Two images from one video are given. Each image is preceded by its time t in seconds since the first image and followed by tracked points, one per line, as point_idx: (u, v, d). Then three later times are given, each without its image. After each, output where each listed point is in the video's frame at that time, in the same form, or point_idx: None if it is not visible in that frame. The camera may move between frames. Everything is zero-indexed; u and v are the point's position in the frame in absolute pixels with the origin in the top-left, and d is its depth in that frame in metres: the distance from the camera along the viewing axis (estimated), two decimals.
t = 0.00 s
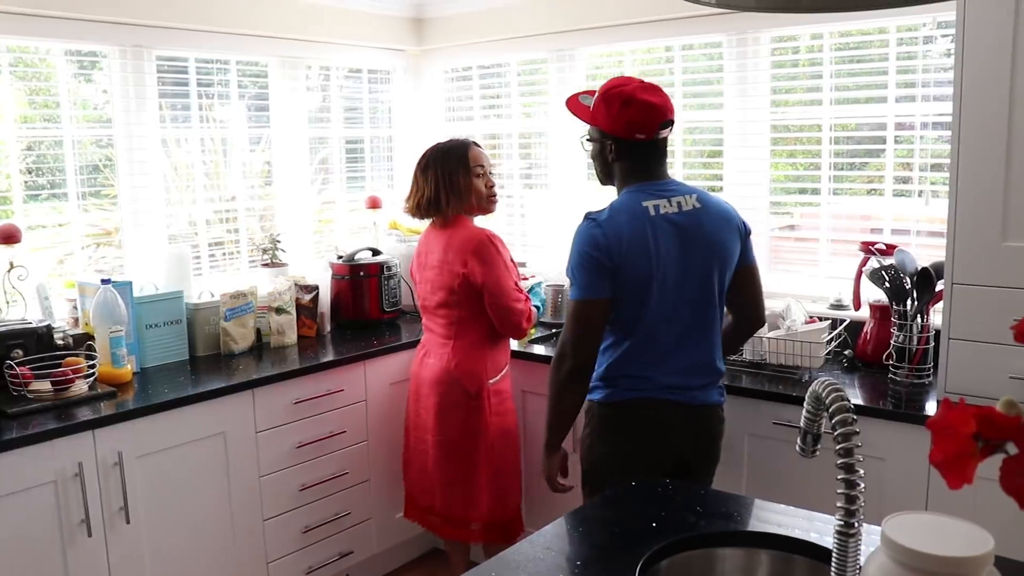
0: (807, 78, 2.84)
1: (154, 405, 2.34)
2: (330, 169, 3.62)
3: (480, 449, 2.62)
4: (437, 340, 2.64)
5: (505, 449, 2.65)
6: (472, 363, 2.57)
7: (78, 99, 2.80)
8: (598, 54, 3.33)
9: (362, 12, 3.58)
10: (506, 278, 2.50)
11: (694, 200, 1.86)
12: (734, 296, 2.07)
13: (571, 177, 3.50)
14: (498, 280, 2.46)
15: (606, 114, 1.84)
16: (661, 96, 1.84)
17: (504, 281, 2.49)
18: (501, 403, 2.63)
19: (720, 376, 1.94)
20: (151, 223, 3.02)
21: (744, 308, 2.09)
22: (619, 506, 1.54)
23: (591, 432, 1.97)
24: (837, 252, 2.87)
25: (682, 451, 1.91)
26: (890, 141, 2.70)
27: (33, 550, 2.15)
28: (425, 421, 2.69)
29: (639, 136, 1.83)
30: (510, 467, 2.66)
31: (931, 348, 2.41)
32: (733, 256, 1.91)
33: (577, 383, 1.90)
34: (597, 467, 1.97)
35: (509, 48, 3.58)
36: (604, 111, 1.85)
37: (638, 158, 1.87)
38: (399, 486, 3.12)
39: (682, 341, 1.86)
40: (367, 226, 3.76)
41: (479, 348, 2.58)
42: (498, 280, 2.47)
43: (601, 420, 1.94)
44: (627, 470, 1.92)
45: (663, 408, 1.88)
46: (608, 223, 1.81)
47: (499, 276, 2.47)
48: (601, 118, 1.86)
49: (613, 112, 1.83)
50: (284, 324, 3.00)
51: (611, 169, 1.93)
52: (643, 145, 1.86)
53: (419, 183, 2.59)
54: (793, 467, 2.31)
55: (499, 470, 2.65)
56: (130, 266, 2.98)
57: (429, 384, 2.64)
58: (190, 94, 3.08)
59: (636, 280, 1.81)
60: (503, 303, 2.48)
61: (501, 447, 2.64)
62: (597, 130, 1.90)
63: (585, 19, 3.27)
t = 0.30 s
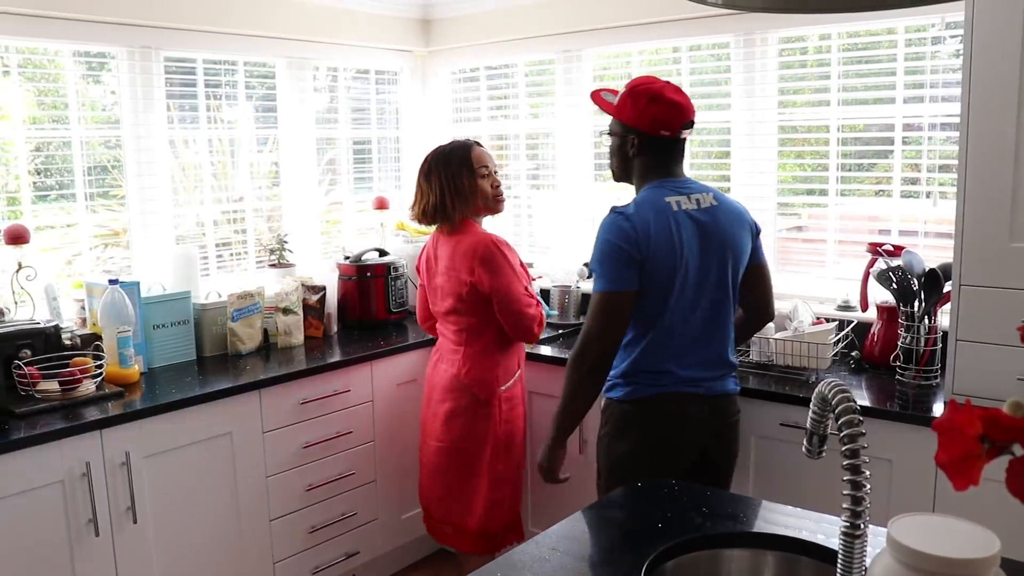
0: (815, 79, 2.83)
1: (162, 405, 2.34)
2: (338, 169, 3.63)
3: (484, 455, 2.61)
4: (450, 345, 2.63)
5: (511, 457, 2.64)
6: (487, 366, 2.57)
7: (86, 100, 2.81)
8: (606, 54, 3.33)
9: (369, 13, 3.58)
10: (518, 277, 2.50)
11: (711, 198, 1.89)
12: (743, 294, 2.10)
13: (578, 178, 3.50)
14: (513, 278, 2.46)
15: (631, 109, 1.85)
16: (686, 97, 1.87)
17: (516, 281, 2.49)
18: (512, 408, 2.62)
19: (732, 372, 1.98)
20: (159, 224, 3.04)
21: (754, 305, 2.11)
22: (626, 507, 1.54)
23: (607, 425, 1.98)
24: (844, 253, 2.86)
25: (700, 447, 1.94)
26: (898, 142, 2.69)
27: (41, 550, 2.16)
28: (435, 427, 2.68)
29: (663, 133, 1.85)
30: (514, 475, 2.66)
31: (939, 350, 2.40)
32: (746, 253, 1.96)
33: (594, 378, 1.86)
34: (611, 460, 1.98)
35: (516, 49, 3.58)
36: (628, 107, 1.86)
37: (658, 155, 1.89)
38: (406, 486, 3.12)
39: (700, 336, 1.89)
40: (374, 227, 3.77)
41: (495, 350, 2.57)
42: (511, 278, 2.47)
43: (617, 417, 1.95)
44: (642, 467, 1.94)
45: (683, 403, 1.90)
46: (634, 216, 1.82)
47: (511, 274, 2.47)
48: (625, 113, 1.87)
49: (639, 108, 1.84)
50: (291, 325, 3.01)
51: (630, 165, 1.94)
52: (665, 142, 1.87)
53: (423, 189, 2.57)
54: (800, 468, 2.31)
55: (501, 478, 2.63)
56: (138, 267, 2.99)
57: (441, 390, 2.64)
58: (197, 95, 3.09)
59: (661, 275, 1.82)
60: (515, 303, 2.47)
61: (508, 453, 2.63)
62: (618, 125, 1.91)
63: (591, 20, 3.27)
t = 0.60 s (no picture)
0: (817, 78, 2.83)
1: (164, 406, 2.35)
2: (339, 170, 3.63)
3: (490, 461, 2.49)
4: (455, 348, 2.51)
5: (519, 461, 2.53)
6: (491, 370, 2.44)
7: (88, 102, 2.81)
8: (607, 54, 3.32)
9: (370, 14, 3.58)
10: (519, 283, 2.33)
11: (731, 194, 1.94)
12: (761, 293, 2.12)
13: (579, 178, 3.49)
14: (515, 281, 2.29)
15: (660, 104, 1.89)
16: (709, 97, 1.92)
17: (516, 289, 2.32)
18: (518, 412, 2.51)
19: (750, 369, 2.00)
20: (161, 225, 3.04)
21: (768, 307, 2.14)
22: (627, 506, 1.54)
23: (630, 414, 1.98)
24: (845, 252, 2.86)
25: (726, 442, 1.97)
26: (899, 140, 2.69)
27: (44, 551, 2.16)
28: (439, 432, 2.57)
29: (690, 128, 1.89)
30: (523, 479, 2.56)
31: (941, 348, 2.40)
32: (761, 250, 2.01)
33: (627, 368, 1.86)
34: (630, 449, 1.99)
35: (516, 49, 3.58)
36: (657, 103, 1.89)
37: (684, 150, 1.92)
38: (408, 487, 3.12)
39: (725, 327, 1.92)
40: (376, 227, 3.77)
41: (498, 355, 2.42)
42: (514, 284, 2.30)
43: (640, 414, 1.96)
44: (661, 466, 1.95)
45: (713, 396, 1.92)
46: (665, 205, 1.84)
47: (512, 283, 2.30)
48: (653, 109, 1.90)
49: (668, 104, 1.88)
50: (293, 326, 3.01)
51: (655, 163, 1.97)
52: (692, 138, 1.91)
53: (435, 196, 2.41)
54: (802, 466, 2.31)
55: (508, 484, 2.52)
56: (139, 268, 2.99)
57: (444, 394, 2.52)
58: (199, 97, 3.09)
59: (690, 265, 1.84)
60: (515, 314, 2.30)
61: (516, 459, 2.53)
62: (645, 122, 1.94)
63: (592, 19, 3.27)
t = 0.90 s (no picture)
0: (817, 75, 2.83)
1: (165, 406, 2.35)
2: (340, 171, 3.63)
3: (484, 476, 2.18)
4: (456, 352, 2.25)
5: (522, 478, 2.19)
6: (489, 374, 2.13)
7: (88, 104, 2.82)
8: (607, 53, 3.32)
9: (369, 14, 3.58)
10: (500, 292, 1.99)
11: (748, 193, 1.96)
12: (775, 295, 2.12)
13: (579, 176, 3.49)
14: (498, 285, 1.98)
15: (685, 104, 1.89)
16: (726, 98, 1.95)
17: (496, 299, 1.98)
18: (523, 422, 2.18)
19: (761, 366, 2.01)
20: (161, 227, 3.04)
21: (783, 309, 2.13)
22: (628, 504, 1.53)
23: (643, 410, 1.99)
24: (845, 249, 2.86)
25: (741, 440, 1.97)
26: (899, 137, 2.69)
27: (46, 553, 2.16)
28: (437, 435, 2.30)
29: (716, 126, 1.90)
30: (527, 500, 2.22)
31: (942, 345, 2.40)
32: (776, 250, 2.03)
33: (653, 359, 1.82)
34: (642, 443, 1.99)
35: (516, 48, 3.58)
36: (681, 103, 1.89)
37: (708, 149, 1.93)
38: (409, 486, 3.12)
39: (741, 324, 1.93)
40: (376, 227, 3.77)
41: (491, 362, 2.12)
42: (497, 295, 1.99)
43: (657, 411, 1.96)
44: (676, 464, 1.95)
45: (728, 392, 1.92)
46: (691, 197, 1.83)
47: (492, 292, 1.96)
48: (677, 109, 1.90)
49: (693, 102, 1.88)
50: (294, 326, 3.01)
51: (676, 162, 1.96)
52: (716, 137, 1.92)
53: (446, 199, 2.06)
54: (803, 464, 2.31)
55: (507, 506, 2.18)
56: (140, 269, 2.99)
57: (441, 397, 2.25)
58: (199, 98, 3.09)
59: (712, 261, 1.84)
60: (488, 328, 1.97)
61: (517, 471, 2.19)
62: (666, 121, 1.93)
63: (592, 18, 3.27)
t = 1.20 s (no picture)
0: (817, 75, 2.83)
1: (164, 404, 2.35)
2: (340, 169, 3.64)
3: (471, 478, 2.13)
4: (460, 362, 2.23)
5: (513, 485, 2.11)
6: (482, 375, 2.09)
7: (88, 102, 2.82)
8: (607, 52, 3.32)
9: (370, 13, 3.58)
10: (485, 303, 1.96)
11: (754, 194, 1.97)
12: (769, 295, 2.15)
13: (579, 176, 3.49)
14: (478, 298, 1.95)
15: (694, 105, 1.87)
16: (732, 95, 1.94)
17: (483, 311, 1.96)
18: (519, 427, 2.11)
19: (763, 365, 2.03)
20: (162, 225, 3.05)
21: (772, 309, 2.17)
22: (625, 503, 1.54)
23: (648, 408, 2.00)
24: (845, 249, 2.86)
25: (744, 439, 1.98)
26: (898, 137, 2.69)
27: (45, 550, 2.17)
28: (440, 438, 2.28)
29: (724, 126, 1.89)
30: (519, 509, 2.13)
31: (940, 344, 2.40)
32: (778, 251, 2.04)
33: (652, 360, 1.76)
34: (645, 441, 2.00)
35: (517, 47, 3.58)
36: (689, 104, 1.87)
37: (716, 149, 1.93)
38: (409, 485, 3.13)
39: (746, 324, 1.94)
40: (376, 226, 3.77)
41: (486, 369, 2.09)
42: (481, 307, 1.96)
43: (662, 410, 1.96)
44: (679, 463, 1.95)
45: (734, 390, 1.93)
46: (703, 198, 1.83)
47: (473, 304, 1.95)
48: (684, 110, 1.88)
49: (702, 104, 1.87)
50: (293, 325, 3.02)
51: (684, 163, 1.96)
52: (724, 136, 1.92)
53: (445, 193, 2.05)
54: (801, 463, 2.31)
55: (492, 511, 2.12)
56: (140, 267, 3.00)
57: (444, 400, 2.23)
58: (199, 96, 3.09)
59: (724, 262, 1.84)
60: (472, 339, 1.94)
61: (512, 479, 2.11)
62: (675, 122, 1.92)
63: (592, 17, 3.27)
